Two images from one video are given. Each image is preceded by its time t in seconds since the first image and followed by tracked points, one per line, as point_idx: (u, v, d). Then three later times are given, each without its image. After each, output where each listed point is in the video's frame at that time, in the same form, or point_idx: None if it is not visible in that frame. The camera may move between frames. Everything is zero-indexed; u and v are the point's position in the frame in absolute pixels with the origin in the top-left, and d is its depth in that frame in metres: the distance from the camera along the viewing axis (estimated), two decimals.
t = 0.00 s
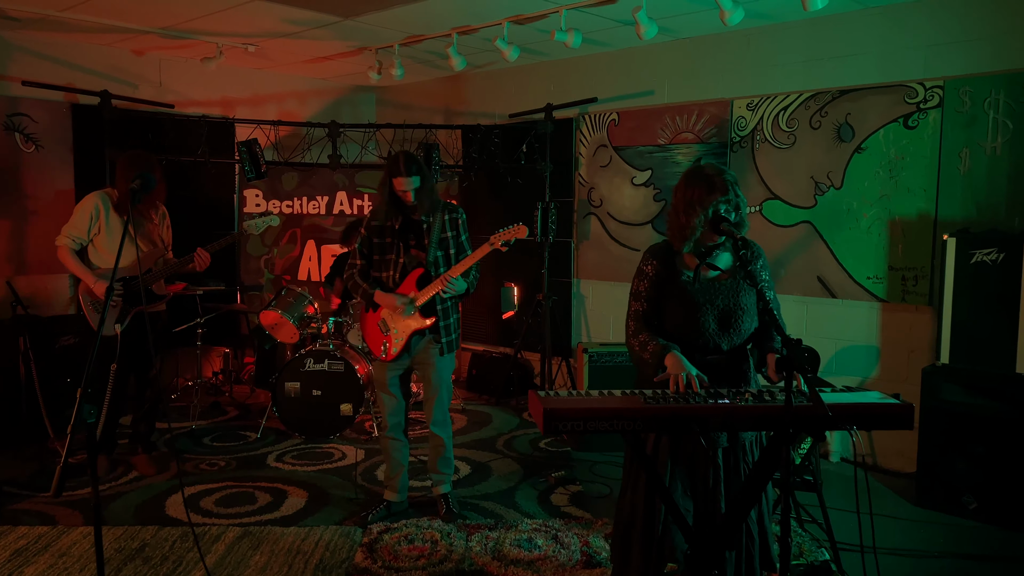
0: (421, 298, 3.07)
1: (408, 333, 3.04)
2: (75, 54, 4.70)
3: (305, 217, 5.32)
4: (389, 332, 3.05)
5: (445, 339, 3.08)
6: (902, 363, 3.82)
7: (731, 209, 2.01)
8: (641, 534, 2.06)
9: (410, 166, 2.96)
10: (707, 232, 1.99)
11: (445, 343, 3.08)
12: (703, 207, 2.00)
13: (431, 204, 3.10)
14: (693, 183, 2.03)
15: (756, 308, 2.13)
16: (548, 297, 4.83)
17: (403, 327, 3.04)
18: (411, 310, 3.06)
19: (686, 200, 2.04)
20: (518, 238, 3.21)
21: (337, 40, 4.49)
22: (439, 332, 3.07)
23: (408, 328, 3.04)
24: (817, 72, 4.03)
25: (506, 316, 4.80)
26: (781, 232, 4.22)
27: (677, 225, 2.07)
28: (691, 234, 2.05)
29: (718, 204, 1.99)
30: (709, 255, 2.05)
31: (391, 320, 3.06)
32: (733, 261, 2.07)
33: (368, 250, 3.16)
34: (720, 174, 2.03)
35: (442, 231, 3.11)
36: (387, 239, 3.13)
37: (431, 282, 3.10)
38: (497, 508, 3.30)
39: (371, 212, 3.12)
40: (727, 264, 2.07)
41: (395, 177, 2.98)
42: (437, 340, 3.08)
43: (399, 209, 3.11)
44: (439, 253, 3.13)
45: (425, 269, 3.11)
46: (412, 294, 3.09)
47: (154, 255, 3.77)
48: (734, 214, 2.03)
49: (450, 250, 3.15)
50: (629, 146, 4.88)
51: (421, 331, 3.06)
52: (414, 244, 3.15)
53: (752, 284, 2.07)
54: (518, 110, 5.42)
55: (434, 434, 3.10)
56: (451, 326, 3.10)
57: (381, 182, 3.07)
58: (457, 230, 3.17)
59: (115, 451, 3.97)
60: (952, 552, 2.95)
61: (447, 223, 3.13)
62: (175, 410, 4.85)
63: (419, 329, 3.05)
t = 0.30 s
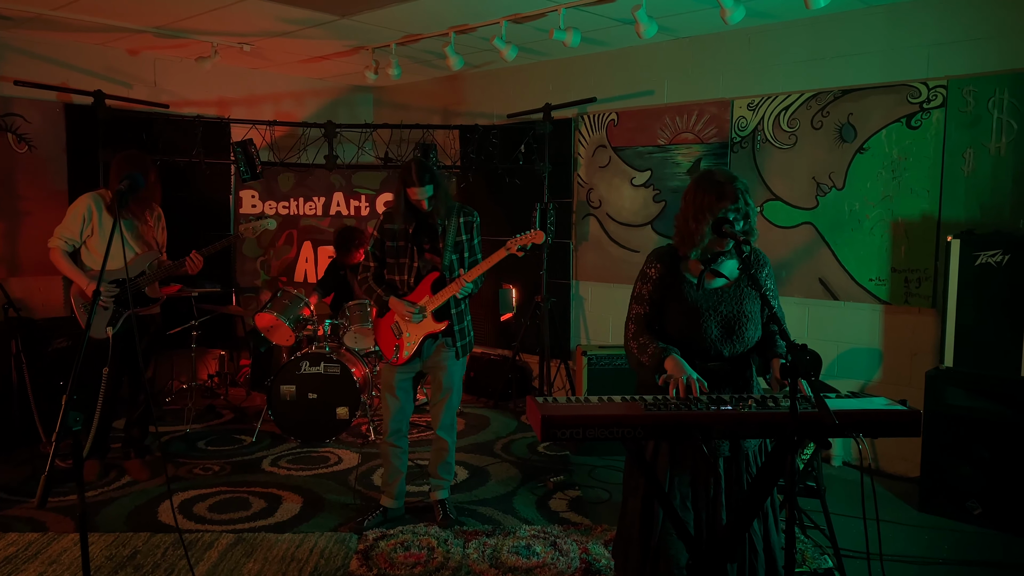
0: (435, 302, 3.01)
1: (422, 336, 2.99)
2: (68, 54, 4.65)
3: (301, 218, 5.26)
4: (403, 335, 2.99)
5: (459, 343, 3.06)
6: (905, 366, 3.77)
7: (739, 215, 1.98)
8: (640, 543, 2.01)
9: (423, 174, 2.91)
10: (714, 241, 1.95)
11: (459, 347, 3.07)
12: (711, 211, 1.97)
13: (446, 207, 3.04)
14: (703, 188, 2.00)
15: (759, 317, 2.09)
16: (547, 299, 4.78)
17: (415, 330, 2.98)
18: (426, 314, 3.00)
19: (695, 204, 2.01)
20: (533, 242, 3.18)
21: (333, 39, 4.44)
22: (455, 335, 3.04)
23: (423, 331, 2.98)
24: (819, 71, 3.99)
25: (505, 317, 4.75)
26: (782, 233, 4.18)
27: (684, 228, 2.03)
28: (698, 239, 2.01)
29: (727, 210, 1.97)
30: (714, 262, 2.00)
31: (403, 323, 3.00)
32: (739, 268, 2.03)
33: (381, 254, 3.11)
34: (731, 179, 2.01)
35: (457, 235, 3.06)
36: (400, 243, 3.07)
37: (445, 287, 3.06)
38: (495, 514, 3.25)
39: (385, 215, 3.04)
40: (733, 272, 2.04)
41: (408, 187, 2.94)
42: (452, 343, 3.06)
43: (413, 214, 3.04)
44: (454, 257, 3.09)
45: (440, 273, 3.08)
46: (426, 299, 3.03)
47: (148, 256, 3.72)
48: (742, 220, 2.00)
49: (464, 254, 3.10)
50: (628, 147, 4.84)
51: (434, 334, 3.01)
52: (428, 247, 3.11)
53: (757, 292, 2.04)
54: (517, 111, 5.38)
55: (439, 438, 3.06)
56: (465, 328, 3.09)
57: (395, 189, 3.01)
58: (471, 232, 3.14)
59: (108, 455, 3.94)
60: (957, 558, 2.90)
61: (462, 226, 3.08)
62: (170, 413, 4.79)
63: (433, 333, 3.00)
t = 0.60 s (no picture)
0: (447, 306, 3.01)
1: (431, 341, 2.98)
2: (69, 57, 4.64)
3: (303, 222, 5.26)
4: (412, 339, 2.99)
5: (468, 348, 3.05)
6: (908, 371, 3.76)
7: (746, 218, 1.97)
8: (645, 550, 1.99)
9: (435, 177, 2.92)
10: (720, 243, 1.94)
11: (468, 352, 3.05)
12: (718, 214, 1.96)
13: (460, 211, 3.05)
14: (709, 190, 1.99)
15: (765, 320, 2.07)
16: (549, 303, 4.76)
17: (425, 334, 2.98)
18: (436, 320, 2.99)
19: (701, 206, 1.99)
20: (546, 251, 3.13)
21: (334, 43, 4.43)
22: (463, 341, 3.04)
23: (432, 336, 2.98)
24: (822, 75, 3.98)
25: (506, 321, 4.74)
26: (785, 237, 4.17)
27: (691, 231, 2.02)
28: (705, 242, 2.00)
29: (734, 212, 1.95)
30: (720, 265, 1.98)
31: (413, 326, 2.99)
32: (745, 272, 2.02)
33: (393, 257, 3.09)
34: (739, 182, 1.99)
35: (469, 240, 3.07)
36: (412, 246, 3.06)
37: (456, 292, 3.05)
38: (497, 520, 3.23)
39: (398, 219, 3.05)
40: (739, 275, 2.02)
41: (420, 190, 2.94)
42: (461, 349, 3.04)
43: (428, 218, 3.04)
44: (466, 262, 3.09)
45: (452, 277, 3.06)
46: (437, 303, 3.02)
47: (150, 261, 3.70)
48: (749, 223, 1.98)
49: (476, 259, 3.10)
50: (630, 150, 4.83)
51: (445, 339, 3.00)
52: (440, 251, 3.09)
53: (762, 296, 2.02)
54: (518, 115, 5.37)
55: (442, 443, 3.04)
56: (474, 335, 3.09)
57: (408, 197, 3.02)
58: (483, 238, 3.14)
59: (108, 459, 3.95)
60: (962, 565, 2.88)
61: (474, 232, 3.09)
62: (170, 417, 4.78)
63: (443, 338, 2.99)
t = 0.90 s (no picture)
0: (443, 325, 2.95)
1: (425, 361, 2.91)
2: (63, 75, 4.62)
3: (298, 238, 5.22)
4: (407, 358, 2.92)
5: (463, 369, 2.98)
6: (909, 390, 3.70)
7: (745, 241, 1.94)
8: None
9: (435, 195, 2.87)
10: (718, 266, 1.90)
11: (463, 373, 2.98)
12: (715, 237, 1.93)
13: (459, 229, 3.00)
14: (707, 214, 1.96)
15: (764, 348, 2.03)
16: (545, 320, 4.71)
17: (420, 354, 2.91)
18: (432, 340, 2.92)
19: (699, 229, 1.96)
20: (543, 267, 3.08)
21: (329, 59, 4.42)
22: (459, 360, 2.97)
23: (426, 356, 2.91)
24: (819, 91, 3.97)
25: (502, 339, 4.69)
26: (783, 255, 4.13)
27: (688, 256, 1.99)
28: (703, 267, 1.96)
29: (733, 235, 1.93)
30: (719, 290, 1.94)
31: (408, 345, 2.92)
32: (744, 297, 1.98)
33: (390, 272, 3.04)
34: (736, 204, 1.97)
35: (467, 258, 3.03)
36: (410, 263, 3.01)
37: (454, 310, 3.00)
38: (492, 544, 3.15)
39: (397, 235, 3.01)
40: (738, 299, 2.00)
41: (419, 206, 2.90)
42: (456, 369, 2.98)
43: (426, 234, 3.00)
44: (463, 280, 3.04)
45: (448, 295, 3.00)
46: (433, 322, 2.96)
47: (141, 280, 3.60)
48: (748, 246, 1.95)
49: (474, 278, 3.07)
50: (627, 167, 4.81)
51: (440, 358, 2.93)
52: (438, 269, 3.04)
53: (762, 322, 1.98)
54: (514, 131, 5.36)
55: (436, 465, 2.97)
56: (471, 356, 3.02)
57: (407, 211, 2.97)
58: (482, 257, 3.10)
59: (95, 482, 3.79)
60: None
61: (473, 250, 3.05)
62: (161, 437, 4.70)
63: (437, 357, 2.92)
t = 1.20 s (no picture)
0: (430, 336, 2.89)
1: (413, 373, 2.84)
2: (53, 83, 4.58)
3: (290, 248, 5.18)
4: (394, 370, 2.85)
5: (451, 382, 2.92)
6: (906, 401, 3.65)
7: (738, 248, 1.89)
8: None
9: (426, 205, 2.81)
10: (709, 274, 1.83)
11: (451, 386, 2.92)
12: (706, 243, 1.87)
13: (449, 239, 2.94)
14: (697, 220, 1.90)
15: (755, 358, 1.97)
16: (539, 330, 4.65)
17: (407, 366, 2.84)
18: (419, 352, 2.86)
19: (690, 235, 1.90)
20: (533, 279, 3.03)
21: (320, 67, 4.39)
22: (447, 373, 2.91)
23: (414, 367, 2.84)
24: (814, 99, 3.93)
25: (495, 350, 4.63)
26: (778, 264, 4.08)
27: (677, 264, 1.93)
28: (694, 275, 1.90)
29: (726, 242, 1.87)
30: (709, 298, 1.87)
31: (395, 357, 2.86)
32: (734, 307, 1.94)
33: (379, 282, 2.97)
34: (728, 211, 1.92)
35: (458, 269, 2.96)
36: (398, 273, 2.94)
37: (443, 321, 2.93)
38: (481, 559, 3.08)
39: (386, 244, 2.95)
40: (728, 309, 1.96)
41: (409, 216, 2.84)
42: (444, 382, 2.91)
43: (416, 244, 2.94)
44: (453, 291, 2.97)
45: (437, 306, 2.94)
46: (421, 333, 2.90)
47: (127, 290, 3.47)
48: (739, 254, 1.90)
49: (463, 289, 2.99)
50: (621, 176, 4.77)
51: (427, 370, 2.86)
52: (427, 279, 2.98)
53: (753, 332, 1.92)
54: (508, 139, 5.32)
55: (423, 479, 2.90)
56: (459, 368, 2.96)
57: (397, 220, 2.91)
58: (473, 268, 3.03)
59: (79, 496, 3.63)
60: None
61: (463, 261, 2.98)
62: (148, 449, 4.62)
63: (424, 369, 2.85)
